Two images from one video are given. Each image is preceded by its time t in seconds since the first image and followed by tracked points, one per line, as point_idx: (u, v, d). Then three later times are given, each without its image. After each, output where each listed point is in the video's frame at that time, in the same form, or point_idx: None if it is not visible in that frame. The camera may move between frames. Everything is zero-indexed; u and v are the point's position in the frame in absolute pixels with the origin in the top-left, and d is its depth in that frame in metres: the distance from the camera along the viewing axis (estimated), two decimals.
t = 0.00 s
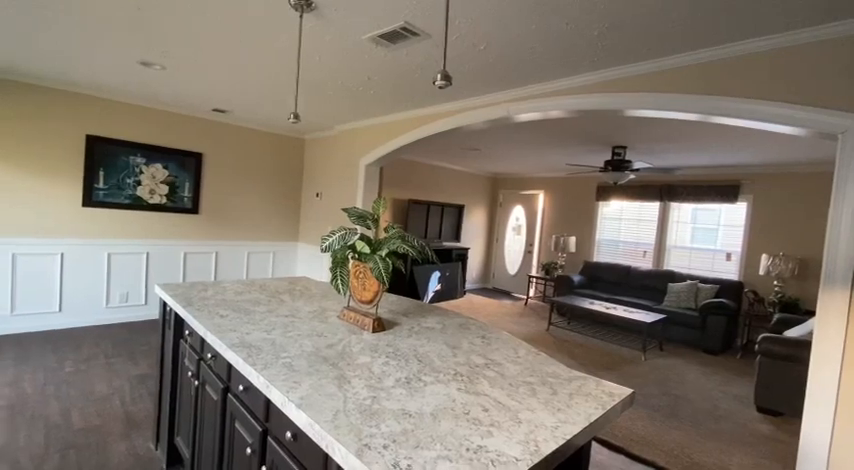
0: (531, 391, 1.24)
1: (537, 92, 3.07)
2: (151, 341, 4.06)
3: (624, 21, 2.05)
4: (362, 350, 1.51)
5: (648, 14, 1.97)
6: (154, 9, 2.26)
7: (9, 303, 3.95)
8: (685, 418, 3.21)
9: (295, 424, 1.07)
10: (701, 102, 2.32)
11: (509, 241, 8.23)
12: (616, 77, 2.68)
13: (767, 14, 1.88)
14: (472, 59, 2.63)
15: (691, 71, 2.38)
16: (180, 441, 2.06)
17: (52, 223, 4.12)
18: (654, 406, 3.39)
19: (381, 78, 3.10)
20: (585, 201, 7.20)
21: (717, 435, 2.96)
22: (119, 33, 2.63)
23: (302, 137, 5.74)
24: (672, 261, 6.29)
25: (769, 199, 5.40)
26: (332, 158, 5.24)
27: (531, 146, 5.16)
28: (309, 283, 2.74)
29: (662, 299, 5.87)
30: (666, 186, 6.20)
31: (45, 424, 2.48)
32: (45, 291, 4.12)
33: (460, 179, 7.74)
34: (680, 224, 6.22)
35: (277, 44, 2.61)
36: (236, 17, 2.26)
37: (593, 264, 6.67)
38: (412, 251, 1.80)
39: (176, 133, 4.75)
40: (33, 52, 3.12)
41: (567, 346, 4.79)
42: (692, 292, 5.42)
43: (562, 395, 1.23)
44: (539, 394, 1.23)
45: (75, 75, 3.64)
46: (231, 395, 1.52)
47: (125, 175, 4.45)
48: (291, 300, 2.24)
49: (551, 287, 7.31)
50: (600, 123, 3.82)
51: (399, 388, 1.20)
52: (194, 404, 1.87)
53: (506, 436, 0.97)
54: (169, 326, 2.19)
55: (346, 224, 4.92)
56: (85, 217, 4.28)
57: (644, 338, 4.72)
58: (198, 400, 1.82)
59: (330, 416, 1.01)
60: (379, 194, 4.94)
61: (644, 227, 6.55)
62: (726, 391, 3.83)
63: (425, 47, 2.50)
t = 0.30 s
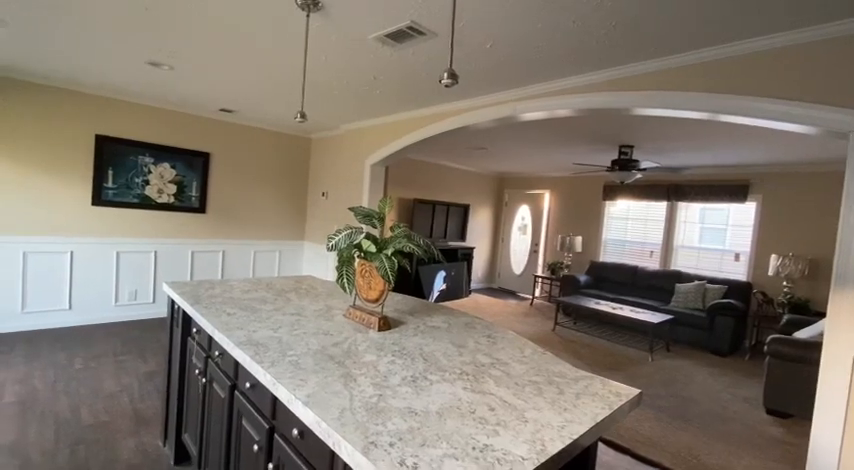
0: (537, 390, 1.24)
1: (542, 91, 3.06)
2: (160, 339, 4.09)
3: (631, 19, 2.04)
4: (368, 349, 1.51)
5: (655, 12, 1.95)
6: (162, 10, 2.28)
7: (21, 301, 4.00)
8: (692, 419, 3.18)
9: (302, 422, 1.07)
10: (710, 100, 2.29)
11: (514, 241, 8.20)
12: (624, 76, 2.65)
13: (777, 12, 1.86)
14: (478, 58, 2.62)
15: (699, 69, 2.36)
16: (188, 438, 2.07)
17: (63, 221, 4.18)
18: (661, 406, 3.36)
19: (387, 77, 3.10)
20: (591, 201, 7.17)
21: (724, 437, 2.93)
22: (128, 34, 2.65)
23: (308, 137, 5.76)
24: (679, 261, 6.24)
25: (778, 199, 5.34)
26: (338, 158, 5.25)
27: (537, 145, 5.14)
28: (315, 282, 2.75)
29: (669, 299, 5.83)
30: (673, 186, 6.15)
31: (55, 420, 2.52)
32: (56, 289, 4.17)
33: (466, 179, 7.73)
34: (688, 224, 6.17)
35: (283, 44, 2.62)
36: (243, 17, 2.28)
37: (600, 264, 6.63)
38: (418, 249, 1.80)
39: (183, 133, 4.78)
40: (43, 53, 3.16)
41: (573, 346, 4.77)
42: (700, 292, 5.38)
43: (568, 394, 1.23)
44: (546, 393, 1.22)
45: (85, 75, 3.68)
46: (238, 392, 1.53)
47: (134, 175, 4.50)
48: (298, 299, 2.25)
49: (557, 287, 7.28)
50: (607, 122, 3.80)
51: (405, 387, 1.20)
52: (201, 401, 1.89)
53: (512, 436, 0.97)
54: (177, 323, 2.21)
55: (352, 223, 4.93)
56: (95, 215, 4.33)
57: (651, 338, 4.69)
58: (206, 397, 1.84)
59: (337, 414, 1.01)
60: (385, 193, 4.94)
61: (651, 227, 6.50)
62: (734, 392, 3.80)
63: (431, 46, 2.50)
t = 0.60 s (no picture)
0: (547, 390, 1.23)
1: (552, 90, 3.04)
2: (171, 337, 4.15)
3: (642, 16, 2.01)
4: (378, 347, 1.52)
5: (667, 9, 1.92)
6: (175, 12, 2.31)
7: (37, 298, 4.08)
8: (704, 422, 3.14)
9: (313, 418, 1.08)
10: (723, 98, 2.25)
11: (523, 241, 8.16)
12: (635, 73, 2.62)
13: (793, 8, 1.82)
14: (487, 56, 2.61)
15: (712, 67, 2.32)
16: (199, 434, 2.10)
17: (78, 220, 4.25)
18: (672, 408, 3.32)
19: (395, 77, 3.10)
20: (602, 200, 7.10)
21: (737, 440, 2.89)
22: (140, 35, 2.69)
23: (318, 137, 5.79)
24: (691, 261, 6.16)
25: (793, 199, 5.24)
26: (347, 157, 5.27)
27: (546, 144, 5.10)
28: (325, 281, 2.76)
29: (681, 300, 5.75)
30: (685, 185, 6.07)
31: (71, 416, 2.56)
32: (71, 287, 4.25)
33: (474, 178, 7.72)
34: (700, 224, 6.09)
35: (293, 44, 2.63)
36: (255, 18, 2.30)
37: (610, 264, 6.57)
38: (428, 248, 1.80)
39: (195, 133, 4.84)
40: (59, 54, 3.22)
41: (583, 347, 4.74)
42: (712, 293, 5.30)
43: (579, 395, 1.22)
44: (556, 393, 1.21)
45: (99, 76, 3.74)
46: (249, 389, 1.54)
47: (147, 174, 4.56)
48: (308, 297, 2.26)
49: (567, 287, 7.23)
50: (618, 120, 3.76)
51: (415, 385, 1.20)
52: (213, 398, 1.91)
53: (524, 435, 0.96)
54: (189, 321, 2.24)
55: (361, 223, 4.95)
56: (109, 214, 4.40)
57: (662, 340, 4.63)
58: (217, 394, 1.86)
59: (347, 411, 1.02)
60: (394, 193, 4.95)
61: (662, 227, 6.43)
62: (747, 395, 3.74)
63: (440, 45, 2.50)
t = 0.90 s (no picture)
0: (561, 391, 1.21)
1: (565, 88, 3.01)
2: (187, 334, 4.21)
3: (659, 12, 1.97)
4: (389, 346, 1.51)
5: (685, 4, 1.88)
6: (191, 14, 2.35)
7: (58, 295, 4.19)
8: (721, 426, 3.07)
9: (324, 416, 1.08)
10: (743, 94, 2.20)
11: (536, 241, 8.10)
12: (651, 70, 2.57)
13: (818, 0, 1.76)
14: (500, 54, 2.60)
15: (732, 62, 2.26)
16: (214, 431, 2.12)
17: (98, 219, 4.35)
18: (688, 412, 3.26)
19: (408, 76, 3.10)
20: (616, 200, 7.00)
21: (756, 446, 2.82)
22: (158, 37, 2.74)
23: (330, 137, 5.83)
24: (708, 262, 6.04)
25: (816, 198, 5.10)
26: (359, 157, 5.29)
27: (559, 143, 5.05)
28: (337, 280, 2.78)
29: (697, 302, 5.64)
30: (702, 185, 5.95)
31: (89, 410, 2.62)
32: (90, 284, 4.35)
33: (487, 178, 7.68)
34: (718, 224, 5.96)
35: (306, 45, 2.65)
36: (268, 18, 2.32)
37: (624, 265, 6.48)
38: (440, 248, 1.79)
39: (211, 133, 4.92)
40: (81, 57, 3.30)
41: (597, 349, 4.67)
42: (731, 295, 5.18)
43: (593, 396, 1.20)
44: (570, 394, 1.20)
45: (118, 78, 3.82)
46: (262, 387, 1.55)
47: (164, 174, 4.65)
48: (320, 296, 2.27)
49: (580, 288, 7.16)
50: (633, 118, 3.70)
51: (426, 384, 1.19)
52: (227, 395, 1.93)
53: (537, 437, 0.95)
54: (204, 318, 2.27)
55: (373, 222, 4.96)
56: (127, 213, 4.49)
57: (678, 342, 4.55)
58: (231, 391, 1.88)
59: (359, 409, 1.01)
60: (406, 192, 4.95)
61: (678, 227, 6.32)
62: (766, 399, 3.65)
63: (453, 44, 2.49)
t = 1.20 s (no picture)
0: (584, 394, 1.18)
1: (585, 85, 2.95)
2: (207, 331, 4.29)
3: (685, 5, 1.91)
4: (407, 345, 1.50)
5: None
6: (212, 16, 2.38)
7: (85, 292, 4.32)
8: (748, 433, 2.97)
9: (343, 415, 1.07)
10: (773, 89, 2.11)
11: (553, 241, 7.99)
12: (675, 66, 2.50)
13: None
14: (519, 51, 2.56)
15: (761, 56, 2.18)
16: (233, 426, 2.15)
17: (122, 218, 4.46)
18: (713, 418, 3.16)
19: (425, 74, 3.09)
20: (637, 200, 6.85)
21: (785, 454, 2.71)
22: (180, 39, 2.79)
23: (348, 137, 5.87)
24: (733, 264, 5.86)
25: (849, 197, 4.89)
26: (376, 156, 5.30)
27: (579, 141, 4.96)
28: (354, 278, 2.78)
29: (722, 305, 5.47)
30: (727, 184, 5.78)
31: (114, 404, 2.68)
32: (115, 281, 4.47)
33: (503, 177, 7.61)
34: (744, 224, 5.78)
35: (323, 44, 2.66)
36: (287, 19, 2.33)
37: (645, 266, 6.33)
38: (458, 247, 1.77)
39: (231, 134, 5.00)
40: (107, 60, 3.39)
41: (617, 351, 4.58)
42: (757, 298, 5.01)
43: (618, 400, 1.16)
44: (594, 398, 1.16)
45: (142, 80, 3.92)
46: (281, 384, 1.56)
47: (186, 174, 4.75)
48: (338, 294, 2.28)
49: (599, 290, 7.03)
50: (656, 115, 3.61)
51: (446, 385, 1.18)
52: (246, 392, 1.95)
53: (560, 441, 0.92)
54: (224, 316, 2.30)
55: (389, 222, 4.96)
56: (150, 212, 4.60)
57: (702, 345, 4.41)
58: (250, 388, 1.89)
59: (378, 409, 1.00)
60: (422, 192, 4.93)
61: (702, 228, 6.14)
62: (795, 406, 3.51)
63: (471, 41, 2.46)
